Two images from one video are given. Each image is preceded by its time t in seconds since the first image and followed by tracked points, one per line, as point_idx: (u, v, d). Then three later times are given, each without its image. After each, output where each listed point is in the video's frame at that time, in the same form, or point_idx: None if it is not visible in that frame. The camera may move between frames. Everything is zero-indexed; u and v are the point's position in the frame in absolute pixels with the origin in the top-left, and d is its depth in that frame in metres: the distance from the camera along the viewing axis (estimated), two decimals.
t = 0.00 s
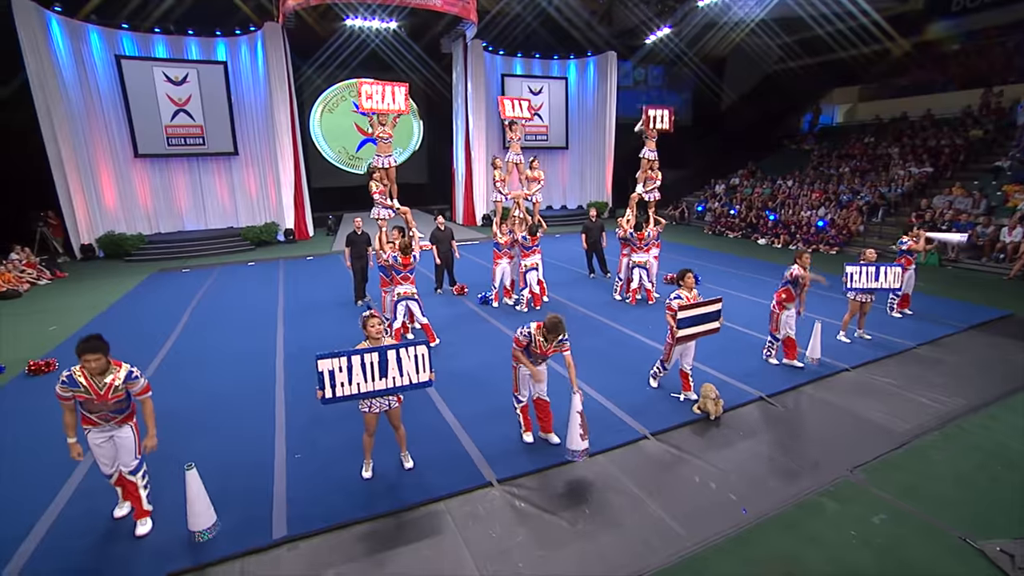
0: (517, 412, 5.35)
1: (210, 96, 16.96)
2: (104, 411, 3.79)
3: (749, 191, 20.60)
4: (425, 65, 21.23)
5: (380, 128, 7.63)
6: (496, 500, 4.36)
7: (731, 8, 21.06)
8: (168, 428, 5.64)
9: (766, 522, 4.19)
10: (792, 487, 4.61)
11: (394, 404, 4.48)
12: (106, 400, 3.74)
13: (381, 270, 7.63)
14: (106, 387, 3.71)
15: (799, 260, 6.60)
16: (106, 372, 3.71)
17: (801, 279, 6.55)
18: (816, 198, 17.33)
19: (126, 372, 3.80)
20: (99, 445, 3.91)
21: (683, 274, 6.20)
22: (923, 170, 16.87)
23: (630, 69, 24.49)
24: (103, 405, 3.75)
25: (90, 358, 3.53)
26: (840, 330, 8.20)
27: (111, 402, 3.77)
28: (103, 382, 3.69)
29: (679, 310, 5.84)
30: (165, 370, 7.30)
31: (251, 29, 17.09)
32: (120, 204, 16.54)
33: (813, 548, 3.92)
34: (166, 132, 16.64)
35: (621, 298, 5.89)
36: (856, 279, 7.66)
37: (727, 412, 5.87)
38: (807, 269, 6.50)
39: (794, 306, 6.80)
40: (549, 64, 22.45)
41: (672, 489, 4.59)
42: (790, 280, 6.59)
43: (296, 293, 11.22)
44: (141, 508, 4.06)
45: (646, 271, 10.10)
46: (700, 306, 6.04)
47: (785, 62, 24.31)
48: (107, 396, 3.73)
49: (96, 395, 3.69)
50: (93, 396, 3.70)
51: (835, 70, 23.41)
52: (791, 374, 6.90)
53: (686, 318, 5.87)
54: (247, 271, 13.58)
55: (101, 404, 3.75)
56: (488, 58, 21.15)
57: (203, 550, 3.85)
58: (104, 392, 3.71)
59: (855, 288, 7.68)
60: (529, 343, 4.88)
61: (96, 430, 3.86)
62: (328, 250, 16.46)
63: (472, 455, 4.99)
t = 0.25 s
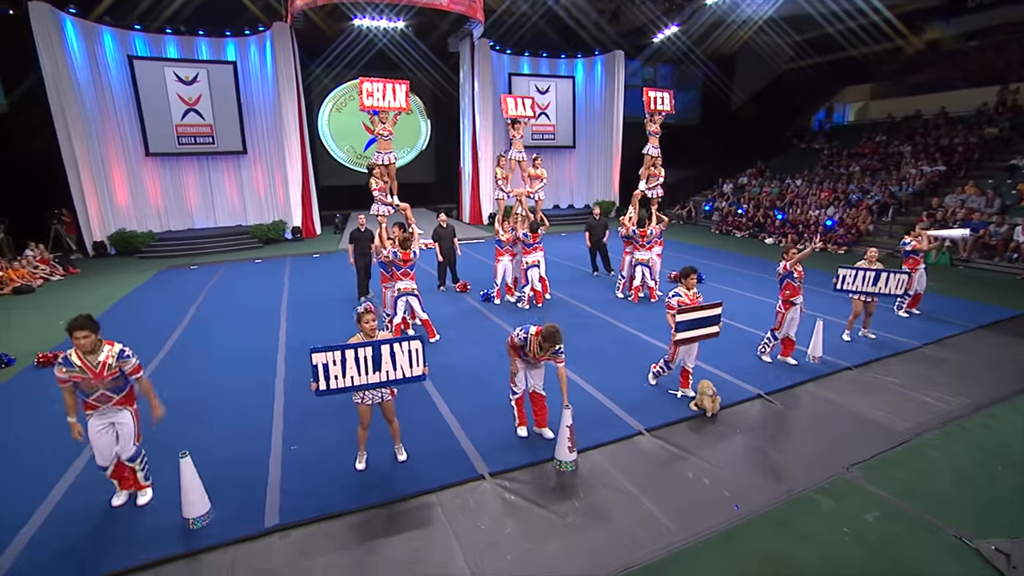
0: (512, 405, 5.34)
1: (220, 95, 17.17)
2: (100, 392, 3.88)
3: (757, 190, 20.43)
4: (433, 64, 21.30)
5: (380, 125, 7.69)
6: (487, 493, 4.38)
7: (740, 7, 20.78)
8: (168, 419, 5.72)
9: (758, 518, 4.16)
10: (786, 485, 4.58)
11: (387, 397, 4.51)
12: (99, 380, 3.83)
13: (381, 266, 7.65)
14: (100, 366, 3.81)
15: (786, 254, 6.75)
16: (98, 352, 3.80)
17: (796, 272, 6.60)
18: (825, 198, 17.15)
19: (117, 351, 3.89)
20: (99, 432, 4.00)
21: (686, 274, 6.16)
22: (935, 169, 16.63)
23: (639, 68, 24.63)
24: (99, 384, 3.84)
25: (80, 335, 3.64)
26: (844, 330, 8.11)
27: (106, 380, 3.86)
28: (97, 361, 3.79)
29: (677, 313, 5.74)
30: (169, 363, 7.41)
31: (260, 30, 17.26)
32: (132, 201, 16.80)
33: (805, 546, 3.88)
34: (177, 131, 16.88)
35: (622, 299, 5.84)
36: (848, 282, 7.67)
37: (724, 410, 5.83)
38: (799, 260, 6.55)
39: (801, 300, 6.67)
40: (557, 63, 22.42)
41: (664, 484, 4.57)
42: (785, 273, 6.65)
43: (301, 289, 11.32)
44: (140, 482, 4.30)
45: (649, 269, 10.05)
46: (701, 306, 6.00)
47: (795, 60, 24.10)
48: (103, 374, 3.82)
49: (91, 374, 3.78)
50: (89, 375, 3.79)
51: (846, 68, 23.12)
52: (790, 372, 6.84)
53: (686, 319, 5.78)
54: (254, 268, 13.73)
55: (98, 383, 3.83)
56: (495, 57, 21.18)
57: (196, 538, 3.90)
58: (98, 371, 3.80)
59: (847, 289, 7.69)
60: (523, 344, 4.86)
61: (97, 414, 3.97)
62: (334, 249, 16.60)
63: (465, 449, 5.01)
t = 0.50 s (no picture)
0: (508, 401, 5.35)
1: (230, 97, 17.40)
2: (101, 362, 4.25)
3: (765, 191, 20.29)
4: (439, 66, 21.42)
5: (381, 123, 7.79)
6: (478, 487, 4.39)
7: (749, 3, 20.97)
8: (170, 411, 5.82)
9: (749, 515, 4.13)
10: (781, 482, 4.54)
11: (375, 393, 4.54)
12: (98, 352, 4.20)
13: (381, 264, 7.72)
14: (99, 341, 4.17)
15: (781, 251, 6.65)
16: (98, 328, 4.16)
17: (789, 271, 6.53)
18: (833, 199, 17.00)
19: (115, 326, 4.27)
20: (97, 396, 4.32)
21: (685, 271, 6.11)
22: (946, 169, 16.42)
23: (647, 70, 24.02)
24: (100, 355, 4.21)
25: (81, 320, 3.98)
26: (847, 330, 8.02)
27: (106, 352, 4.23)
28: (95, 336, 4.15)
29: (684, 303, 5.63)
30: (173, 358, 7.50)
31: (269, 32, 17.47)
32: (143, 201, 17.08)
33: (795, 543, 3.84)
34: (187, 132, 17.12)
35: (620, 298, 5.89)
36: (843, 270, 7.59)
37: (721, 407, 5.80)
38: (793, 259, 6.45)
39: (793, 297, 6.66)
40: (564, 64, 22.44)
41: (658, 481, 4.55)
42: (779, 271, 6.57)
43: (305, 288, 11.41)
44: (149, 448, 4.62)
45: (651, 269, 10.00)
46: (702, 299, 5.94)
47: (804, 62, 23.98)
48: (101, 347, 4.18)
49: (91, 347, 4.14)
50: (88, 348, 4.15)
51: (856, 68, 22.89)
52: (791, 371, 6.78)
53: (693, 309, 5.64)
54: (261, 267, 13.89)
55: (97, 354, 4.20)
56: (502, 58, 21.24)
57: (191, 526, 3.95)
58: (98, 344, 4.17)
59: (841, 278, 7.61)
60: (517, 331, 4.91)
61: (98, 383, 4.31)
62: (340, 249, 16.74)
63: (459, 444, 5.03)
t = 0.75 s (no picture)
0: (503, 398, 5.36)
1: (237, 99, 17.59)
2: (116, 390, 4.41)
3: (771, 192, 20.17)
4: (445, 68, 21.52)
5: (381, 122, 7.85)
6: (470, 481, 4.40)
7: (754, 8, 20.64)
8: (170, 405, 5.89)
9: (741, 512, 4.10)
10: (775, 480, 4.50)
11: (364, 383, 4.65)
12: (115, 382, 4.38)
13: (381, 262, 7.77)
14: (115, 374, 4.34)
15: (772, 253, 6.71)
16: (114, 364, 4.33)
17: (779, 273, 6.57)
18: (840, 200, 16.87)
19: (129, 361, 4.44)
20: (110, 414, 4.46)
21: (687, 262, 5.88)
22: (956, 170, 16.22)
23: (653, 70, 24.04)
24: (114, 387, 4.39)
25: (94, 353, 4.11)
26: (850, 329, 7.95)
27: (120, 384, 4.41)
28: (111, 371, 4.32)
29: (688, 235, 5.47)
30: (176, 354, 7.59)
31: (276, 35, 17.65)
32: (152, 202, 17.31)
33: (786, 540, 3.81)
34: (195, 133, 17.34)
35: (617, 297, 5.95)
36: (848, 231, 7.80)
37: (718, 405, 5.77)
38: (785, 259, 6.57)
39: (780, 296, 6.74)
40: (569, 66, 22.47)
41: (650, 477, 4.53)
42: (769, 273, 6.62)
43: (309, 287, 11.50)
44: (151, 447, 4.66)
45: (653, 268, 9.97)
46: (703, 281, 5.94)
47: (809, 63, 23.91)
48: (119, 381, 4.39)
49: (106, 380, 4.32)
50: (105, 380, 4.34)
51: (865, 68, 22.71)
52: (790, 370, 6.72)
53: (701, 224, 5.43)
54: (266, 267, 14.02)
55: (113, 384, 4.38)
56: (507, 60, 21.30)
57: (185, 515, 4.00)
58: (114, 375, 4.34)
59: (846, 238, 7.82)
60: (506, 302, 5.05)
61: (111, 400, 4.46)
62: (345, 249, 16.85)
63: (452, 439, 5.04)
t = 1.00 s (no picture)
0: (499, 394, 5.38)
1: (246, 102, 17.81)
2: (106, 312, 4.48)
3: (778, 194, 20.03)
4: (451, 70, 21.65)
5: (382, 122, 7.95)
6: (463, 475, 4.41)
7: (759, 11, 20.60)
8: (171, 400, 5.96)
9: (734, 508, 4.07)
10: (770, 477, 4.47)
11: (353, 380, 4.63)
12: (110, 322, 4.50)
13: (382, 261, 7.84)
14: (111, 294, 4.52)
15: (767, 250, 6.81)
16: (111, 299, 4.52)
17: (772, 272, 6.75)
18: (847, 201, 16.71)
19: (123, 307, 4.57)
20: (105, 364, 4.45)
21: (685, 260, 5.84)
22: (966, 171, 16.02)
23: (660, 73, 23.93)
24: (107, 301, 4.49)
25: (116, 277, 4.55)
26: (852, 330, 7.88)
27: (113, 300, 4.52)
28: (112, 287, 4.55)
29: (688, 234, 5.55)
30: (179, 351, 7.68)
31: (284, 38, 17.88)
32: (162, 204, 17.56)
33: (779, 536, 3.78)
34: (204, 136, 17.57)
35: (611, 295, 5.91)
36: (850, 231, 7.66)
37: (716, 404, 5.74)
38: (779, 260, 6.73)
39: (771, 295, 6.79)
40: (575, 69, 22.52)
41: (644, 474, 4.50)
42: (761, 272, 6.77)
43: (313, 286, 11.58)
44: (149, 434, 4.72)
45: (654, 269, 9.93)
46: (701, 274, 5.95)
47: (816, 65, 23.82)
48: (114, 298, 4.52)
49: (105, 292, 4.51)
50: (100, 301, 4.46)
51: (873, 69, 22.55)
52: (791, 370, 6.67)
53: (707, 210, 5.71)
54: (272, 267, 14.14)
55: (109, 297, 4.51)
56: (513, 63, 21.40)
57: (180, 505, 4.04)
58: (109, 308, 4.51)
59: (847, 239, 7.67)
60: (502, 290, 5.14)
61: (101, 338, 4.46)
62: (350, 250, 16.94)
63: (447, 434, 5.06)
